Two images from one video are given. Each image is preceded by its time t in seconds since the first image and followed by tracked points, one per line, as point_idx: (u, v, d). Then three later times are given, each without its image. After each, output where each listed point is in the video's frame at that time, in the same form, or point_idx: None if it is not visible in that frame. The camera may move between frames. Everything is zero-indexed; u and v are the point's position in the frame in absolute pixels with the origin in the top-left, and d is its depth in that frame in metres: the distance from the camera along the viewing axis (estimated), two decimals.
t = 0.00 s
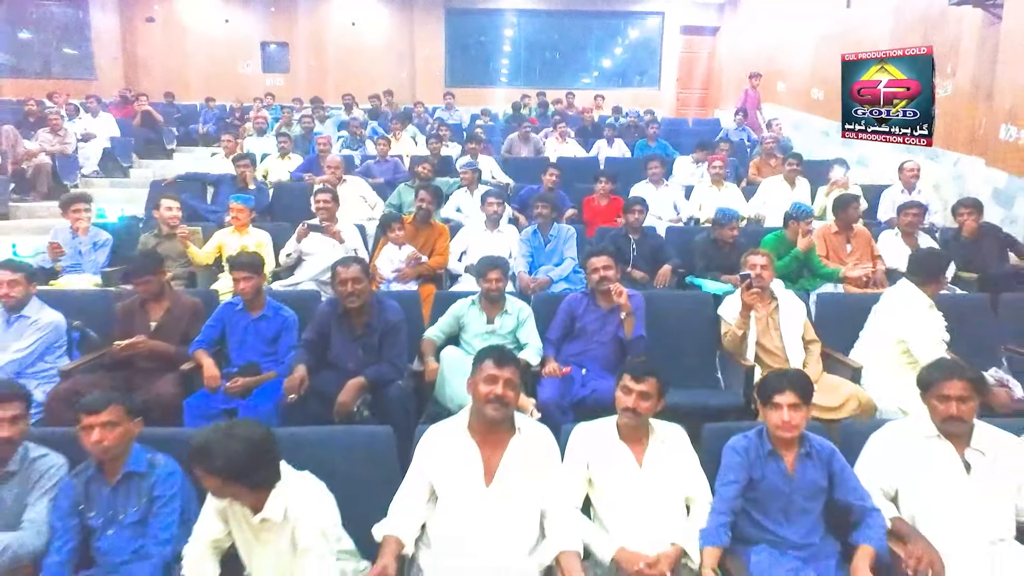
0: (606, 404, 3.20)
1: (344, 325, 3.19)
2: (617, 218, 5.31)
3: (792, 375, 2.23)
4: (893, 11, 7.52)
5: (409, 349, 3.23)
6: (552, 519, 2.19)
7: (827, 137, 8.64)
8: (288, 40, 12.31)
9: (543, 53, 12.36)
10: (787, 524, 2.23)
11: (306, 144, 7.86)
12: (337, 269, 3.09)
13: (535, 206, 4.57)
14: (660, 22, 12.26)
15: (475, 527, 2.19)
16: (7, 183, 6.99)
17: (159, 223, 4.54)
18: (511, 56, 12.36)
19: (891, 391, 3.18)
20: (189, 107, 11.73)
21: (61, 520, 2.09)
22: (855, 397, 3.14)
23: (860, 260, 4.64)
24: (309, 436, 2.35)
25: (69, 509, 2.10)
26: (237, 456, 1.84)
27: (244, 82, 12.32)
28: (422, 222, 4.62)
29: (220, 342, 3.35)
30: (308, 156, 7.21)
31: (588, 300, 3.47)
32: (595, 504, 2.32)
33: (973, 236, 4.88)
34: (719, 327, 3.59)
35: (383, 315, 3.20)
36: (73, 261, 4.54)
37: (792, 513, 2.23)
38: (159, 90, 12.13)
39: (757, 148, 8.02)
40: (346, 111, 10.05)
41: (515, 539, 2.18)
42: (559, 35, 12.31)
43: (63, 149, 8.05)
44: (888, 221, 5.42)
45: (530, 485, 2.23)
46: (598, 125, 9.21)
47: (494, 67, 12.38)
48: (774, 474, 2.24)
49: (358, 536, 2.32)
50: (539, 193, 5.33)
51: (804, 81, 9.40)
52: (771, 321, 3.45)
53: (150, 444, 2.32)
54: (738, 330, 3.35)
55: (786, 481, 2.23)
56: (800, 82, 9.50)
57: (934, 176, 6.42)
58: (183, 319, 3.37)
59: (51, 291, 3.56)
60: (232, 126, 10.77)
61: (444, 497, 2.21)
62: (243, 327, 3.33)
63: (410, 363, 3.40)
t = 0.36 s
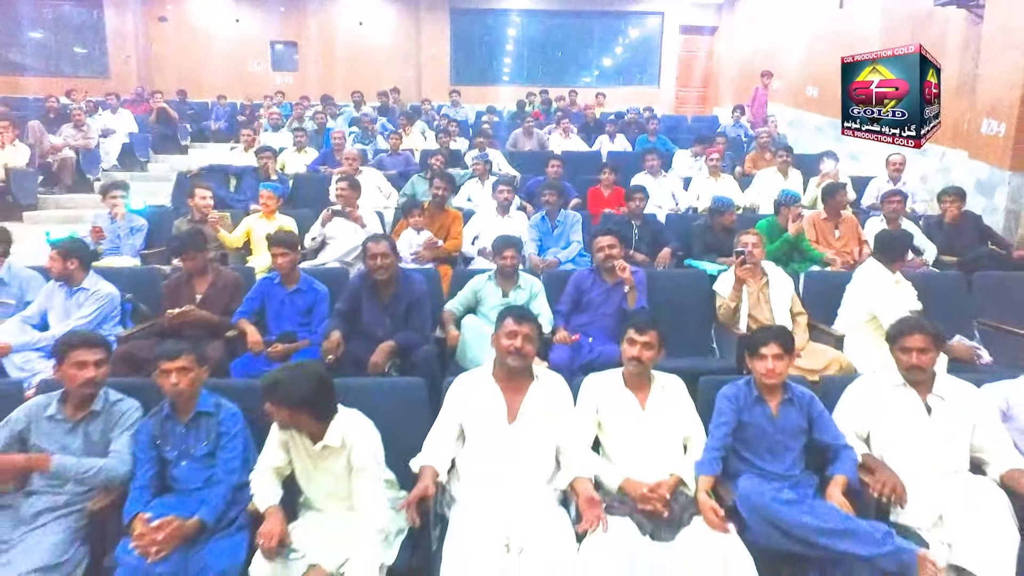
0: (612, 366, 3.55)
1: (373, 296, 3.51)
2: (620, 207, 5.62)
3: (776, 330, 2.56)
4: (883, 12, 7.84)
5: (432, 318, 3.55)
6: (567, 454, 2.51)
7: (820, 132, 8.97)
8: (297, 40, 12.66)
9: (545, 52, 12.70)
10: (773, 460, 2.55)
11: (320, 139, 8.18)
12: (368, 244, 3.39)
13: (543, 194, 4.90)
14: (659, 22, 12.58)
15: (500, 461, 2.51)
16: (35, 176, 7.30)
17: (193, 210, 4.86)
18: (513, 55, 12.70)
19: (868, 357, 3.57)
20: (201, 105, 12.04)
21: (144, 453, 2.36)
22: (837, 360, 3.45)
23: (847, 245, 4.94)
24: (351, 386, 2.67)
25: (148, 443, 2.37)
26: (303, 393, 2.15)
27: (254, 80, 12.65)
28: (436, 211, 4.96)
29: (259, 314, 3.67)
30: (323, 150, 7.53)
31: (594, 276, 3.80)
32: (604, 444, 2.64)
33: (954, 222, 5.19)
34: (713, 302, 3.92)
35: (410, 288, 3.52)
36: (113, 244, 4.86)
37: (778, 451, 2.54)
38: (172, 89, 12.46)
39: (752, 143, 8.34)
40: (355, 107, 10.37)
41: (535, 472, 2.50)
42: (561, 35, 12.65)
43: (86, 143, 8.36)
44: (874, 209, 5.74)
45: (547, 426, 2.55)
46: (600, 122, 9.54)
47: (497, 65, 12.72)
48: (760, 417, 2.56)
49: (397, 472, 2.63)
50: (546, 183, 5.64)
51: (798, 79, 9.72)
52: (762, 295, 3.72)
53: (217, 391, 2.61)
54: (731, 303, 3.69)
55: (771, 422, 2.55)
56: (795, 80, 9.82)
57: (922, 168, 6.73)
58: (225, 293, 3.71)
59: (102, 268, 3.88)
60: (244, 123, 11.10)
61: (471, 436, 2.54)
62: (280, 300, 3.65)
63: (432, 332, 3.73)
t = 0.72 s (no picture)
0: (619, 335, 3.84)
1: (398, 271, 3.81)
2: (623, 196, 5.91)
3: (767, 294, 2.87)
4: (876, 11, 8.14)
5: (453, 291, 3.85)
6: (579, 403, 2.82)
7: (816, 128, 9.27)
8: (304, 39, 12.89)
9: (547, 51, 12.97)
10: (763, 409, 2.86)
11: (333, 133, 8.47)
12: (393, 222, 3.70)
13: (552, 181, 5.20)
14: (659, 22, 12.86)
15: (519, 409, 2.82)
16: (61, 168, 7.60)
17: (221, 195, 5.15)
18: (516, 54, 12.96)
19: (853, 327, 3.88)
20: (212, 101, 12.33)
21: (205, 399, 2.62)
22: (825, 327, 3.78)
23: (837, 230, 5.20)
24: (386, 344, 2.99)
25: (208, 391, 2.63)
26: (360, 330, 2.44)
27: (263, 78, 12.93)
28: (452, 196, 5.27)
29: (292, 288, 3.98)
30: (337, 143, 7.83)
31: (601, 254, 4.09)
32: (613, 394, 2.95)
33: (938, 209, 5.48)
34: (711, 279, 4.23)
35: (433, 262, 3.83)
36: (148, 228, 5.17)
37: (767, 400, 2.85)
38: (183, 86, 12.75)
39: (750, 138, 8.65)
40: (364, 104, 10.66)
41: (551, 418, 2.82)
42: (563, 33, 12.92)
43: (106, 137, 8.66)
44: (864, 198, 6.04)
45: (562, 378, 2.85)
46: (603, 117, 9.84)
47: (500, 63, 13.00)
48: (751, 370, 2.86)
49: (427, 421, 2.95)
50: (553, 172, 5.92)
51: (794, 75, 10.02)
52: (757, 272, 4.01)
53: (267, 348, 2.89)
54: (728, 278, 3.99)
55: (761, 374, 2.86)
56: (792, 77, 10.12)
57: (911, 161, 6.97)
58: (260, 268, 4.00)
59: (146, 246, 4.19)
60: (254, 120, 11.38)
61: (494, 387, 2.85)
62: (312, 274, 3.96)
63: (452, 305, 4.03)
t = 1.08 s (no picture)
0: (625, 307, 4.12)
1: (420, 246, 4.09)
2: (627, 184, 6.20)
3: (762, 258, 3.10)
4: (870, 8, 8.42)
5: (471, 265, 4.13)
6: (592, 359, 3.10)
7: (813, 121, 9.55)
8: (313, 35, 13.18)
9: (551, 48, 13.24)
10: (759, 365, 3.13)
11: (344, 126, 8.74)
12: (416, 201, 3.98)
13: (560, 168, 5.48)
14: (660, 19, 13.14)
15: (538, 365, 3.07)
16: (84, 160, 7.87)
17: (244, 180, 5.41)
18: (520, 51, 13.21)
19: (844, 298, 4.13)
20: (223, 97, 12.60)
21: (254, 354, 2.90)
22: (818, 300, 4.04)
23: (831, 215, 5.48)
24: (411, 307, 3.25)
25: (257, 347, 2.91)
26: (404, 282, 2.77)
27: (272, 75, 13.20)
28: (466, 181, 5.57)
29: (320, 264, 4.26)
30: (350, 135, 8.11)
31: (608, 233, 4.36)
32: (621, 352, 3.23)
33: (927, 195, 5.75)
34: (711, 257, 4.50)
35: (451, 239, 4.11)
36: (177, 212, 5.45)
37: (762, 357, 3.13)
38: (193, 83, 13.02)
39: (748, 131, 8.93)
40: (372, 99, 10.93)
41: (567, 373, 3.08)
42: (566, 30, 13.17)
43: (125, 130, 8.94)
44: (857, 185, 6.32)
45: (576, 337, 3.11)
46: (606, 112, 10.13)
47: (503, 60, 13.25)
48: (749, 330, 3.13)
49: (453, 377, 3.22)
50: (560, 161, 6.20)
51: (791, 69, 10.29)
52: (755, 249, 4.26)
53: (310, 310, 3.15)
54: (727, 255, 4.26)
55: (757, 333, 3.12)
56: (790, 73, 10.39)
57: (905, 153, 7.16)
58: (290, 245, 4.27)
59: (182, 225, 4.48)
60: (265, 115, 11.65)
61: (513, 345, 3.11)
62: (338, 252, 4.23)
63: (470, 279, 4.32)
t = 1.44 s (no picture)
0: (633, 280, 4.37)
1: (439, 223, 4.33)
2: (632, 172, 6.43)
3: (761, 229, 3.31)
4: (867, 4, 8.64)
5: (487, 241, 4.38)
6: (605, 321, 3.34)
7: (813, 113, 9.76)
8: (320, 32, 13.42)
9: (554, 44, 13.45)
10: (758, 327, 3.37)
11: (355, 117, 8.96)
12: (436, 179, 4.22)
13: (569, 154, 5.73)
14: (662, 16, 13.33)
15: (556, 327, 3.32)
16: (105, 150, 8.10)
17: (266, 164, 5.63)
18: (522, 48, 13.40)
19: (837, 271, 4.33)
20: (234, 92, 12.83)
21: (293, 317, 3.17)
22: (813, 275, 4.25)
23: (829, 199, 5.68)
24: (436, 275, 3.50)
25: (300, 308, 3.17)
26: (436, 244, 3.04)
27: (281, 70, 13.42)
28: (478, 166, 5.80)
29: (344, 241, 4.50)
30: (362, 126, 8.35)
31: (616, 212, 4.60)
32: (631, 317, 3.48)
33: (921, 180, 5.98)
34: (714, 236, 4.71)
35: (469, 217, 4.36)
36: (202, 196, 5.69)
37: (762, 320, 3.36)
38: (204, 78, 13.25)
39: (748, 123, 9.17)
40: (380, 93, 11.16)
41: (582, 334, 3.33)
42: (569, 26, 13.40)
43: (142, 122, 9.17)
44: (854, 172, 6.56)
45: (590, 301, 3.36)
46: (609, 105, 10.36)
47: (505, 57, 13.44)
48: (749, 295, 3.37)
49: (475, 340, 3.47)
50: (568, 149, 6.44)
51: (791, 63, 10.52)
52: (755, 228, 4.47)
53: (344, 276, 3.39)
54: (729, 232, 4.49)
55: (757, 298, 3.36)
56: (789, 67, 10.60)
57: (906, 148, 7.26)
58: (316, 222, 4.47)
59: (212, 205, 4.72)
60: (275, 109, 11.88)
61: (532, 308, 3.35)
62: (361, 229, 4.47)
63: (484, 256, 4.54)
